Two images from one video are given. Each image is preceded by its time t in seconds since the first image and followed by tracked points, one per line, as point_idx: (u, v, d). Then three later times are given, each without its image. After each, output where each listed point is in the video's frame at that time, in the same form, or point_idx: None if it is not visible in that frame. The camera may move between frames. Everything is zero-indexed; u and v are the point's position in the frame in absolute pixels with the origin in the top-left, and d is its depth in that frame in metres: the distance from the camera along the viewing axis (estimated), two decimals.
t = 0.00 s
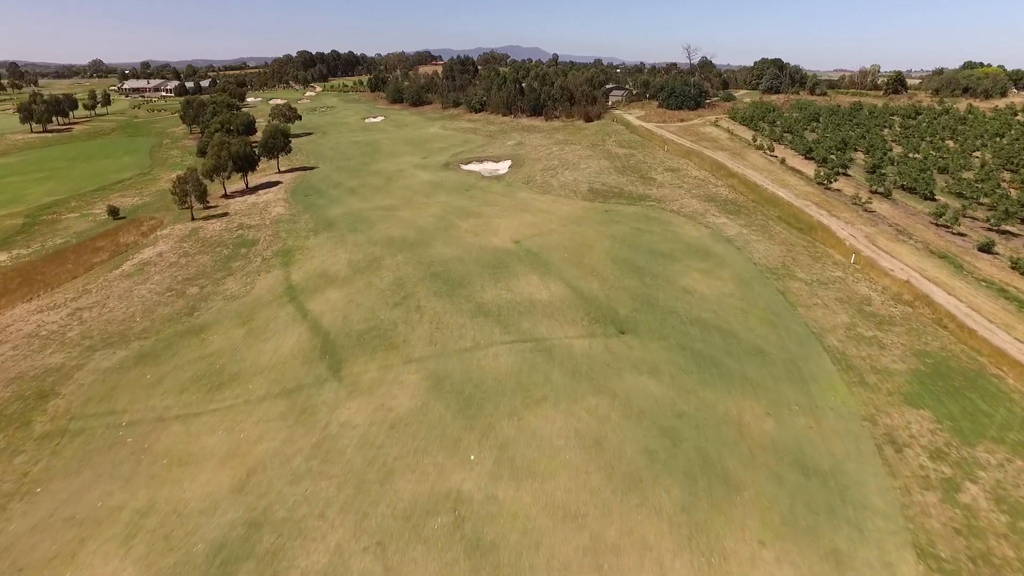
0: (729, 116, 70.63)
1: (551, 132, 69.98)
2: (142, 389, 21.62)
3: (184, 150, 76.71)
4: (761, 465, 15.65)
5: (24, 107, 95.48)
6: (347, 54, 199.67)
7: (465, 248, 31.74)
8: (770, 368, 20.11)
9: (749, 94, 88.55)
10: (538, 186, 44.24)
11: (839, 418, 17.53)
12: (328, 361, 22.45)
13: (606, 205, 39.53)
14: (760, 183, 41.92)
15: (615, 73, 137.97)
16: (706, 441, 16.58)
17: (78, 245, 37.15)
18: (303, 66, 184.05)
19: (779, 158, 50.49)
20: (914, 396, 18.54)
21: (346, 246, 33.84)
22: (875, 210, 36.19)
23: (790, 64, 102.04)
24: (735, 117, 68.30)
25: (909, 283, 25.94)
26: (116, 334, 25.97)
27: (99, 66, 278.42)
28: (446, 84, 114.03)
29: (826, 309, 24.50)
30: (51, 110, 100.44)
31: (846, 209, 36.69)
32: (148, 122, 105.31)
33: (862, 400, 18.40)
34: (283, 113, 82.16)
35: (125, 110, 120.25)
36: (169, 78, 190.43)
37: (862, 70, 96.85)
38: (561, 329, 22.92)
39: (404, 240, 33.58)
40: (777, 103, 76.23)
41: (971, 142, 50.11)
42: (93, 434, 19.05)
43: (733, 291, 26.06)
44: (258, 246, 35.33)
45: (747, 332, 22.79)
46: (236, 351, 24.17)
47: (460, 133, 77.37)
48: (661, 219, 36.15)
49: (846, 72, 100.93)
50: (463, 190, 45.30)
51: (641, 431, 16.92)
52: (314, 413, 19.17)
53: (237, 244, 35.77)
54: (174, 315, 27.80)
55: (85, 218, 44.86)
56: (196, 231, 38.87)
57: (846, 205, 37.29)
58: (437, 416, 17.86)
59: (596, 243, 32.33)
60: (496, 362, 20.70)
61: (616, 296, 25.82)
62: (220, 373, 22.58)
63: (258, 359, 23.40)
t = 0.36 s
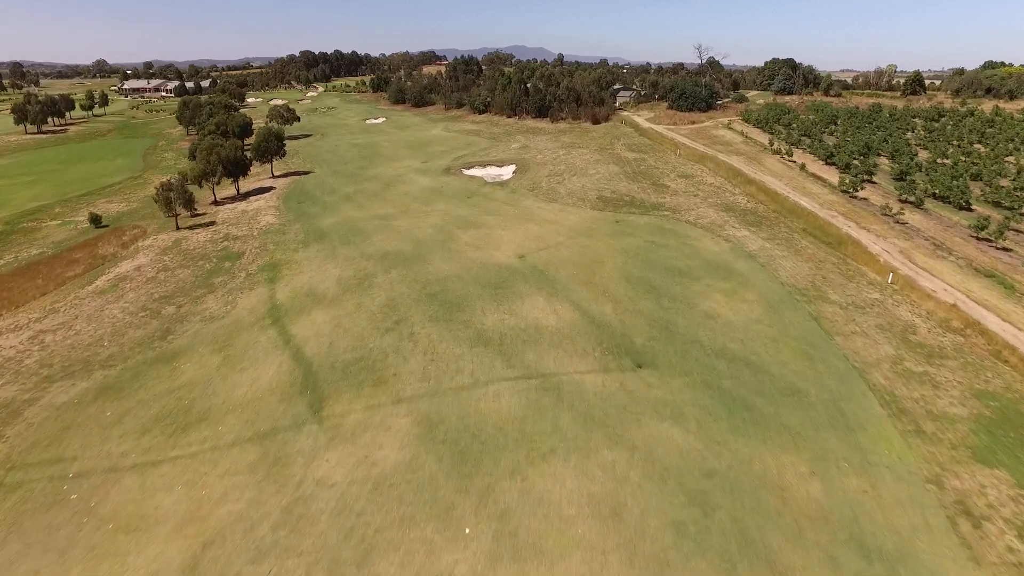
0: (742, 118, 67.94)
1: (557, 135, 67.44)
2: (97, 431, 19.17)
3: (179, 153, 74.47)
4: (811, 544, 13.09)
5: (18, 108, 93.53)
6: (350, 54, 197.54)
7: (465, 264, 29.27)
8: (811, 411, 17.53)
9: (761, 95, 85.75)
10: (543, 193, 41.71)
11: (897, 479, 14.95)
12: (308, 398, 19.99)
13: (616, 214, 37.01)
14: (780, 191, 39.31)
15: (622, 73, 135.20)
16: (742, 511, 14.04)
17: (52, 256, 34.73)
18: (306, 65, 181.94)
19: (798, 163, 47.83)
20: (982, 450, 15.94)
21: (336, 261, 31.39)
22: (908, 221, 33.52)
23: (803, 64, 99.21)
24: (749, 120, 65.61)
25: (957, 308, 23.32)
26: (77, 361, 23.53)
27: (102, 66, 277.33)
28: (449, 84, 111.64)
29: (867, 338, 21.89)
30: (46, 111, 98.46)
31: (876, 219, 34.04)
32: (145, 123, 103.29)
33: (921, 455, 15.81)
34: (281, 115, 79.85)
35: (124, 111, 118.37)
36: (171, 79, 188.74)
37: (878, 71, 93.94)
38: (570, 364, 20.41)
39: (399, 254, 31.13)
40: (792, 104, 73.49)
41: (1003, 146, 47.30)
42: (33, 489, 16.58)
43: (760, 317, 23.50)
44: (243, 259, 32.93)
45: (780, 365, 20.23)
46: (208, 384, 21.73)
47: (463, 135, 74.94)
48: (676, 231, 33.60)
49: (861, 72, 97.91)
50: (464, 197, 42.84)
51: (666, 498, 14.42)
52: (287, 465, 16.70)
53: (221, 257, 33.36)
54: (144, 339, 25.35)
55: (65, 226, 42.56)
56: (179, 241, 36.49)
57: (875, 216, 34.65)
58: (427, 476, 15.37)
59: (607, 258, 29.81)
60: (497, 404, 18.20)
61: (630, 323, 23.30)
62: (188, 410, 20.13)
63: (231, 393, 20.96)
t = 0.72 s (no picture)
0: (757, 121, 65.31)
1: (564, 138, 64.88)
2: (38, 483, 16.67)
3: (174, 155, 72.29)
4: None
5: (13, 108, 91.72)
6: (355, 54, 195.48)
7: (465, 282, 26.81)
8: (865, 470, 14.98)
9: (775, 96, 82.91)
10: (550, 202, 39.19)
11: (982, 565, 12.33)
12: (284, 445, 17.53)
13: (629, 226, 34.46)
14: (805, 200, 36.68)
15: (630, 73, 132.62)
16: None
17: (23, 269, 32.33)
18: (309, 66, 180.04)
19: (820, 169, 45.15)
20: None
21: (326, 278, 28.96)
22: (947, 235, 30.86)
23: (817, 64, 96.39)
24: (764, 122, 62.92)
25: (1018, 339, 20.67)
26: (31, 395, 21.07)
27: (107, 66, 276.40)
28: (453, 84, 109.29)
29: (920, 374, 19.25)
30: (42, 112, 96.66)
31: (912, 232, 31.36)
32: (144, 124, 101.35)
33: (1005, 532, 13.18)
34: (279, 116, 77.58)
35: (122, 111, 116.58)
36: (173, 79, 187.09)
37: (895, 71, 91.03)
38: (582, 407, 17.89)
39: (394, 270, 28.69)
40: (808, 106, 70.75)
41: None
42: None
43: (794, 349, 20.91)
44: (227, 274, 30.58)
45: (823, 409, 17.60)
46: (172, 424, 19.26)
47: (466, 137, 72.51)
48: (694, 245, 31.03)
49: (878, 72, 94.79)
50: (466, 205, 40.37)
51: None
52: (251, 535, 14.21)
53: (203, 272, 30.94)
54: (110, 367, 22.91)
55: (45, 234, 40.28)
56: (161, 253, 34.18)
57: (910, 228, 31.97)
58: (414, 558, 12.86)
59: (620, 276, 27.28)
60: (498, 460, 15.69)
61: (648, 356, 20.78)
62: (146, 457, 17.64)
63: (197, 436, 18.51)
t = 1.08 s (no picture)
0: (775, 123, 62.54)
1: (573, 141, 62.34)
2: None
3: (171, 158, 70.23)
4: None
5: (11, 109, 90.10)
6: (361, 54, 193.62)
7: (466, 305, 24.32)
8: (944, 555, 12.36)
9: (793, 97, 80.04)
10: (560, 211, 36.65)
11: None
12: (251, 507, 15.07)
13: (645, 239, 31.88)
14: (835, 210, 33.97)
15: (640, 74, 129.83)
16: None
17: None
18: (315, 66, 178.17)
19: (848, 176, 42.39)
20: None
21: (315, 298, 26.56)
22: (996, 251, 28.11)
23: (835, 64, 93.38)
24: (784, 125, 60.19)
25: None
26: None
27: (114, 66, 276.01)
28: (460, 85, 106.95)
29: (990, 422, 16.60)
30: (41, 112, 95.03)
31: (957, 248, 28.61)
32: (144, 125, 99.54)
33: None
34: (279, 117, 75.38)
35: (124, 112, 114.84)
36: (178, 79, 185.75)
37: (916, 72, 87.93)
38: (599, 464, 15.36)
39: (389, 289, 26.25)
40: (828, 108, 67.90)
41: None
42: None
43: (840, 389, 18.30)
44: (209, 292, 28.26)
45: (882, 468, 14.97)
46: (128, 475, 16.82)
47: (472, 139, 70.09)
48: (716, 262, 28.45)
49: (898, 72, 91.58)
50: (470, 214, 37.87)
51: None
52: None
53: (183, 290, 28.57)
54: (67, 401, 20.51)
55: (24, 243, 38.07)
56: (143, 266, 31.91)
57: (954, 244, 29.22)
58: None
59: (638, 299, 24.71)
60: (499, 536, 13.19)
61: (673, 397, 18.22)
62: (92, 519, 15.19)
63: (154, 490, 16.08)
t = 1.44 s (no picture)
0: (795, 126, 59.74)
1: (583, 144, 59.80)
2: None
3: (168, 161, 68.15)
4: None
5: (9, 110, 88.48)
6: (366, 54, 191.52)
7: (466, 333, 21.83)
8: None
9: (810, 98, 77.14)
10: (570, 222, 34.12)
11: None
12: None
13: (663, 255, 29.33)
14: (870, 223, 31.26)
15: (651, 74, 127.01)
16: None
17: None
18: (320, 66, 176.32)
19: (878, 183, 39.62)
20: None
21: (301, 321, 24.13)
22: None
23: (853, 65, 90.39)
24: (804, 127, 57.37)
25: None
26: None
27: (120, 65, 275.55)
28: (466, 85, 104.55)
29: None
30: (40, 112, 93.38)
31: (1010, 267, 25.85)
32: (144, 126, 97.73)
33: None
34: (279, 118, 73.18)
35: (124, 112, 113.02)
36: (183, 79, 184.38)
37: (938, 72, 84.84)
38: (620, 544, 12.79)
39: (383, 313, 23.79)
40: (849, 109, 65.02)
41: None
42: None
43: (901, 441, 15.63)
44: (188, 312, 25.88)
45: (966, 552, 12.30)
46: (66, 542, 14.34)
47: (478, 142, 67.67)
48: (743, 282, 25.85)
49: (919, 73, 88.42)
50: (473, 224, 35.39)
51: None
52: None
53: (159, 309, 26.18)
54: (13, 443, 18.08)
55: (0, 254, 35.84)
56: (120, 280, 29.55)
57: (1007, 261, 26.45)
58: None
59: (658, 327, 22.14)
60: None
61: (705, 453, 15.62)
62: None
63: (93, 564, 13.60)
